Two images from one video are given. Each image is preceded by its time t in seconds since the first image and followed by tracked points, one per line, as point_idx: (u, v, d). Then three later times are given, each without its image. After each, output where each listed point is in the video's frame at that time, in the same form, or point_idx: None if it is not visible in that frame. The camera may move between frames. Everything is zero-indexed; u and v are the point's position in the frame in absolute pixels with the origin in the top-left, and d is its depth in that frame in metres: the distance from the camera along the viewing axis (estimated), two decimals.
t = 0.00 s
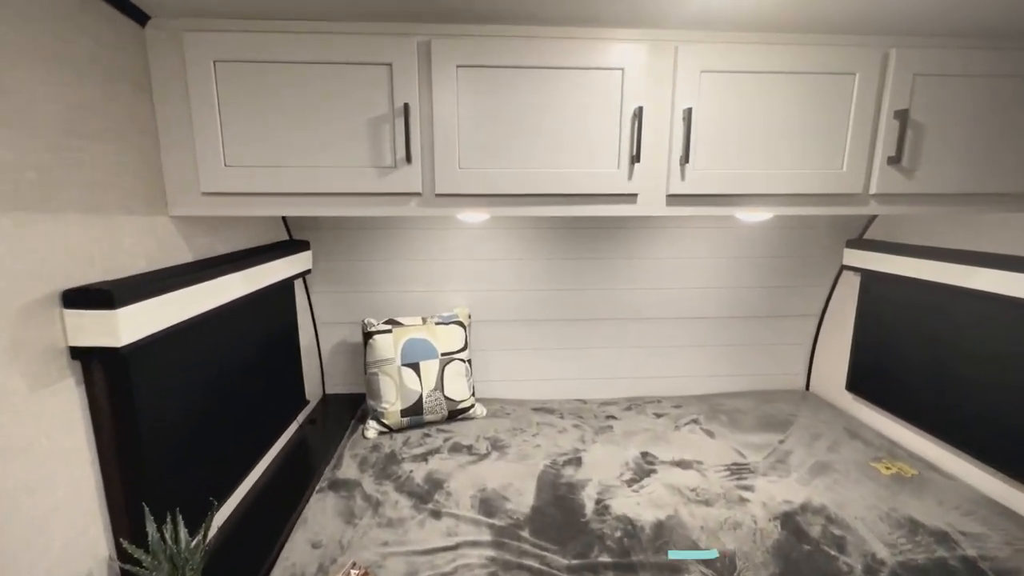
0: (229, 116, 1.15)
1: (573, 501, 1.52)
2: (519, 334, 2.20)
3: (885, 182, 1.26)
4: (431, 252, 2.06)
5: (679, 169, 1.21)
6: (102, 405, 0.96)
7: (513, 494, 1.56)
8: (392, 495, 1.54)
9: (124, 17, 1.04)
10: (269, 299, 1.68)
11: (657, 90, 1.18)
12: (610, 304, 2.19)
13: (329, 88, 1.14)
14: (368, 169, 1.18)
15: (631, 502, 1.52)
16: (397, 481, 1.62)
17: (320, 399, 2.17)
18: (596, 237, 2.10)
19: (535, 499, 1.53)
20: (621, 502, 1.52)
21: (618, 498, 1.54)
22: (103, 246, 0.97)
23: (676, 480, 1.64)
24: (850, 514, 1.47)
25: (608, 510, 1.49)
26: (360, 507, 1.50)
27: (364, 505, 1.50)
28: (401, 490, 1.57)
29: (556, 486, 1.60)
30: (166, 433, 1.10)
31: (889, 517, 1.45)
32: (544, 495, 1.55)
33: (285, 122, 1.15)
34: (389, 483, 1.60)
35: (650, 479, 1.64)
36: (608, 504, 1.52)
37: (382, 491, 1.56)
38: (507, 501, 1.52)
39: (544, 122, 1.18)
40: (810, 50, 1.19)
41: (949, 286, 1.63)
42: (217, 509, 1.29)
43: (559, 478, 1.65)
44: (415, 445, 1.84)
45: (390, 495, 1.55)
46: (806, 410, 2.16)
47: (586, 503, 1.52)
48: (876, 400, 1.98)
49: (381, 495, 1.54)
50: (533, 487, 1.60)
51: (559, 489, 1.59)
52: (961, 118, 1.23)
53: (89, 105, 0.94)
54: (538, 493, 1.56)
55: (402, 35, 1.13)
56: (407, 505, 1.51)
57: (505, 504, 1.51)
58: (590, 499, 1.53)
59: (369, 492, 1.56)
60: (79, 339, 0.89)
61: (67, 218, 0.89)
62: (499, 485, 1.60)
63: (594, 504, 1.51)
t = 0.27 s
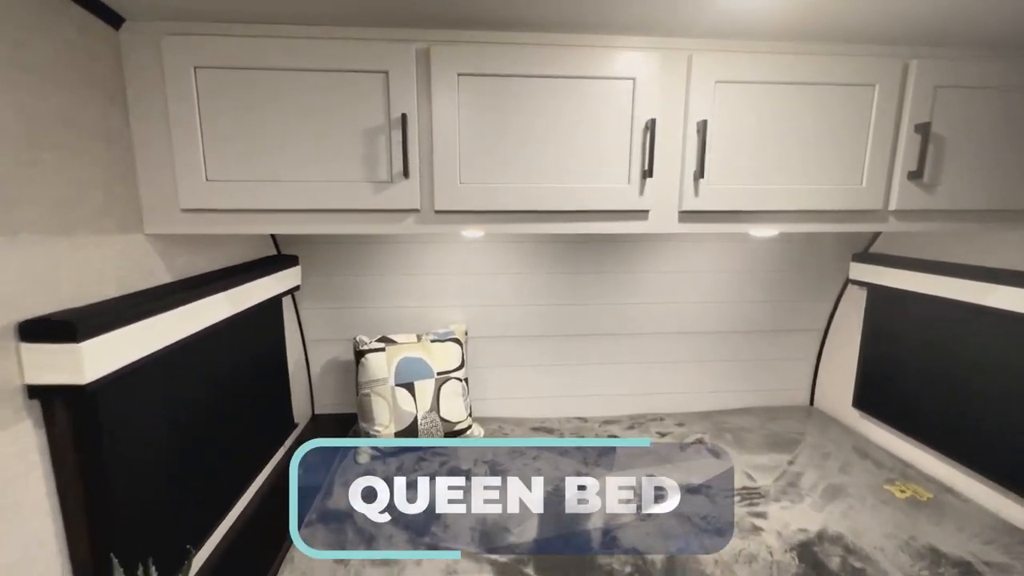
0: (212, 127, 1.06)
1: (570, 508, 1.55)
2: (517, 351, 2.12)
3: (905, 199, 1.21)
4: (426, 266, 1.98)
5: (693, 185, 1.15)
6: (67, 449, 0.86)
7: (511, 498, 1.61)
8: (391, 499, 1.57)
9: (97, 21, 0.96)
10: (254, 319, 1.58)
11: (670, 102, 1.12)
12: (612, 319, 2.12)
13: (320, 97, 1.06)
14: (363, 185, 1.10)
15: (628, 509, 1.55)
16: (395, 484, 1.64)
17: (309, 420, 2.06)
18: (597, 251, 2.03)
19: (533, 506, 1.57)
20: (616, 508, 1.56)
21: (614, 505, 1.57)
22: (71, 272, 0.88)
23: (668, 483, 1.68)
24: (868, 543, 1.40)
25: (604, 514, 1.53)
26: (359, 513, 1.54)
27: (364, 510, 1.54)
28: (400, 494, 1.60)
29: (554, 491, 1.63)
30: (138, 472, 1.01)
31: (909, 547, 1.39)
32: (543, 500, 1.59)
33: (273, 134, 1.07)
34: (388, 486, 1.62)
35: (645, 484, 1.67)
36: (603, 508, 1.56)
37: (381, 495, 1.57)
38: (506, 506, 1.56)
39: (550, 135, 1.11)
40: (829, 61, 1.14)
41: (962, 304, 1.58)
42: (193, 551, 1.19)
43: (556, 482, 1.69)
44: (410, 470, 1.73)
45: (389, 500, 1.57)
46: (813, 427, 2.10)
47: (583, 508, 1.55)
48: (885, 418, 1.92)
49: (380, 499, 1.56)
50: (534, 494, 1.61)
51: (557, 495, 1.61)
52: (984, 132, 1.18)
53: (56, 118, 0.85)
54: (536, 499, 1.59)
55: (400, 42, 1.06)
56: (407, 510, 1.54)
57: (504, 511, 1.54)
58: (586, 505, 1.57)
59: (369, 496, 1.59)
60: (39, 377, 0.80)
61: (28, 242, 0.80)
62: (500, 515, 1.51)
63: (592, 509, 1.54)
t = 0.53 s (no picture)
0: (180, 141, 0.97)
1: (568, 509, 1.64)
2: (506, 371, 2.03)
3: (908, 218, 1.18)
4: (411, 284, 1.89)
5: (697, 204, 1.10)
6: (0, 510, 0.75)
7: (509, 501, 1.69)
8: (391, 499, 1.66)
9: (48, 24, 0.86)
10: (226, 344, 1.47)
11: (672, 117, 1.07)
12: (603, 337, 2.06)
13: (301, 109, 0.98)
14: (346, 204, 1.02)
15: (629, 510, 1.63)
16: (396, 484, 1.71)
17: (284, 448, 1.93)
18: (588, 268, 1.97)
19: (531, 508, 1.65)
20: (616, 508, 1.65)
21: (614, 505, 1.65)
22: (14, 305, 0.77)
23: (668, 483, 1.77)
24: (874, 570, 1.36)
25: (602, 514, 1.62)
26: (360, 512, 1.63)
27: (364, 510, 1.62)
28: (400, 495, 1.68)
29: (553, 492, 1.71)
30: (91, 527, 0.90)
31: (915, 573, 1.35)
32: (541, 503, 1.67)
33: (247, 148, 0.98)
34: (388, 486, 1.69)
35: (646, 485, 1.76)
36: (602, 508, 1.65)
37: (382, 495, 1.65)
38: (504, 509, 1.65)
39: (547, 151, 1.05)
40: (832, 77, 1.10)
41: (956, 322, 1.55)
42: None
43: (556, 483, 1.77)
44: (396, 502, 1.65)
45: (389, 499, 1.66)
46: (807, 444, 2.06)
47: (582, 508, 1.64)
48: (879, 435, 1.90)
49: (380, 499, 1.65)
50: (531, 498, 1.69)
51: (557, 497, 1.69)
52: (983, 152, 1.16)
53: None
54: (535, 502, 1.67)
55: (387, 51, 0.98)
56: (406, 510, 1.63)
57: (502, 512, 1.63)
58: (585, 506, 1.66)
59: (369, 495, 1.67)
60: None
61: None
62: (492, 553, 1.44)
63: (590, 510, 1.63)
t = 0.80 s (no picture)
0: (133, 154, 0.89)
1: (568, 508, 1.73)
2: (484, 390, 1.97)
3: (887, 235, 1.18)
4: (386, 301, 1.82)
5: (683, 222, 1.07)
6: None
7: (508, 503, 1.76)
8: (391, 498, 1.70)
9: None
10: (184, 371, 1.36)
11: (658, 133, 1.05)
12: (583, 353, 2.01)
13: (268, 122, 0.92)
14: (317, 223, 0.95)
15: (628, 510, 1.71)
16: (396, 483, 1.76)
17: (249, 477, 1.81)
18: (569, 283, 1.94)
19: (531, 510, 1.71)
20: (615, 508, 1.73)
21: (613, 505, 1.74)
22: None
23: (668, 483, 1.86)
24: None
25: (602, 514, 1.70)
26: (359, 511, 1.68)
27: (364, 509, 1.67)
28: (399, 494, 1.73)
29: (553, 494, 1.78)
30: None
31: None
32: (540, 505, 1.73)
33: (208, 163, 0.91)
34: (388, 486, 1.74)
35: (646, 485, 1.84)
36: (602, 508, 1.73)
37: (381, 494, 1.69)
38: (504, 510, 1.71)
39: (530, 168, 1.01)
40: (814, 95, 1.10)
41: (931, 334, 1.57)
42: None
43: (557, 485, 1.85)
44: (371, 534, 1.58)
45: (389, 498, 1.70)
46: (786, 457, 2.07)
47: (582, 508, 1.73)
48: (856, 446, 1.92)
49: (380, 499, 1.69)
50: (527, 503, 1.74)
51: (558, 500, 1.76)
52: (955, 170, 1.19)
53: None
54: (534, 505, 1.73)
55: (363, 62, 0.93)
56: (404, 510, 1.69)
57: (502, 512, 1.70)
58: (585, 506, 1.74)
59: (368, 494, 1.71)
60: None
61: None
62: None
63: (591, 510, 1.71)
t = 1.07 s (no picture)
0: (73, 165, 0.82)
1: (569, 508, 1.80)
2: (458, 405, 1.92)
3: (856, 247, 1.21)
4: (355, 315, 1.75)
5: (659, 235, 1.06)
6: None
7: (508, 504, 1.82)
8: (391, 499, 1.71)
9: None
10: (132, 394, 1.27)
11: (633, 147, 1.04)
12: (559, 365, 1.98)
13: (227, 132, 0.86)
14: (280, 238, 0.90)
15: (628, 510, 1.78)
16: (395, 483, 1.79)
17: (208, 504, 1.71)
18: (544, 295, 1.91)
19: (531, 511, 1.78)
20: (616, 508, 1.79)
21: (614, 505, 1.80)
22: None
23: (668, 483, 1.92)
24: None
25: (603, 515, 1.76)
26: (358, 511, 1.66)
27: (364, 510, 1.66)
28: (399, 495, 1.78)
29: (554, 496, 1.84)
30: None
31: None
32: (540, 506, 1.79)
33: (159, 175, 0.85)
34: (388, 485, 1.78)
35: (645, 485, 1.91)
36: (602, 508, 1.80)
37: (382, 495, 1.69)
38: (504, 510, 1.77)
39: (505, 180, 0.98)
40: (784, 110, 1.11)
41: (899, 342, 1.61)
42: None
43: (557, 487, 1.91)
44: (341, 561, 1.51)
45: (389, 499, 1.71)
46: (760, 465, 2.08)
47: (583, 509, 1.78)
48: (826, 453, 1.95)
49: (380, 499, 1.70)
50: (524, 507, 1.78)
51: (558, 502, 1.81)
52: (916, 184, 1.22)
53: None
54: (535, 507, 1.79)
55: (329, 69, 0.89)
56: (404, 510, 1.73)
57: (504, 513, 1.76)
58: (586, 506, 1.80)
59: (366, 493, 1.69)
60: None
61: None
62: None
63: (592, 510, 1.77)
